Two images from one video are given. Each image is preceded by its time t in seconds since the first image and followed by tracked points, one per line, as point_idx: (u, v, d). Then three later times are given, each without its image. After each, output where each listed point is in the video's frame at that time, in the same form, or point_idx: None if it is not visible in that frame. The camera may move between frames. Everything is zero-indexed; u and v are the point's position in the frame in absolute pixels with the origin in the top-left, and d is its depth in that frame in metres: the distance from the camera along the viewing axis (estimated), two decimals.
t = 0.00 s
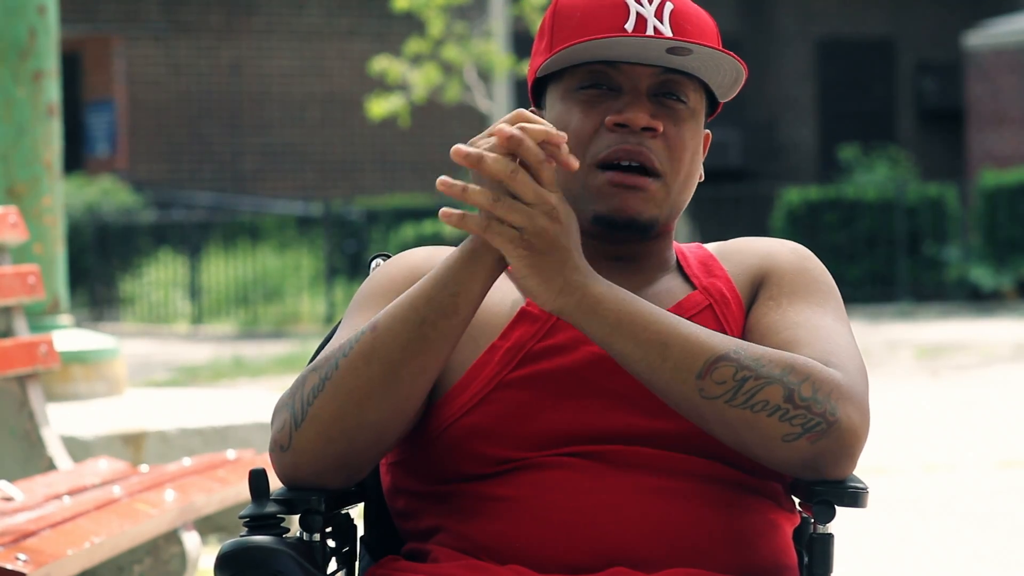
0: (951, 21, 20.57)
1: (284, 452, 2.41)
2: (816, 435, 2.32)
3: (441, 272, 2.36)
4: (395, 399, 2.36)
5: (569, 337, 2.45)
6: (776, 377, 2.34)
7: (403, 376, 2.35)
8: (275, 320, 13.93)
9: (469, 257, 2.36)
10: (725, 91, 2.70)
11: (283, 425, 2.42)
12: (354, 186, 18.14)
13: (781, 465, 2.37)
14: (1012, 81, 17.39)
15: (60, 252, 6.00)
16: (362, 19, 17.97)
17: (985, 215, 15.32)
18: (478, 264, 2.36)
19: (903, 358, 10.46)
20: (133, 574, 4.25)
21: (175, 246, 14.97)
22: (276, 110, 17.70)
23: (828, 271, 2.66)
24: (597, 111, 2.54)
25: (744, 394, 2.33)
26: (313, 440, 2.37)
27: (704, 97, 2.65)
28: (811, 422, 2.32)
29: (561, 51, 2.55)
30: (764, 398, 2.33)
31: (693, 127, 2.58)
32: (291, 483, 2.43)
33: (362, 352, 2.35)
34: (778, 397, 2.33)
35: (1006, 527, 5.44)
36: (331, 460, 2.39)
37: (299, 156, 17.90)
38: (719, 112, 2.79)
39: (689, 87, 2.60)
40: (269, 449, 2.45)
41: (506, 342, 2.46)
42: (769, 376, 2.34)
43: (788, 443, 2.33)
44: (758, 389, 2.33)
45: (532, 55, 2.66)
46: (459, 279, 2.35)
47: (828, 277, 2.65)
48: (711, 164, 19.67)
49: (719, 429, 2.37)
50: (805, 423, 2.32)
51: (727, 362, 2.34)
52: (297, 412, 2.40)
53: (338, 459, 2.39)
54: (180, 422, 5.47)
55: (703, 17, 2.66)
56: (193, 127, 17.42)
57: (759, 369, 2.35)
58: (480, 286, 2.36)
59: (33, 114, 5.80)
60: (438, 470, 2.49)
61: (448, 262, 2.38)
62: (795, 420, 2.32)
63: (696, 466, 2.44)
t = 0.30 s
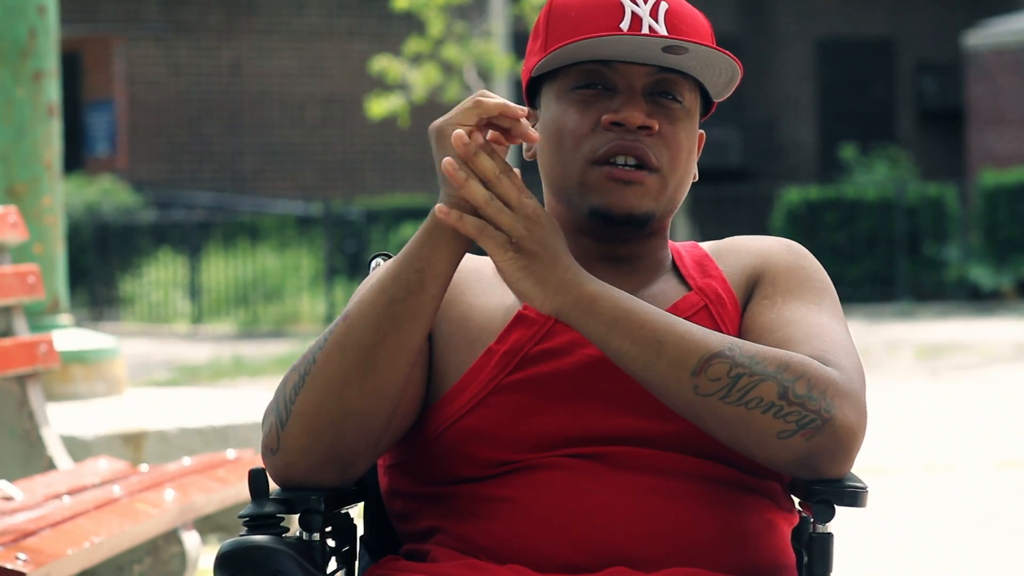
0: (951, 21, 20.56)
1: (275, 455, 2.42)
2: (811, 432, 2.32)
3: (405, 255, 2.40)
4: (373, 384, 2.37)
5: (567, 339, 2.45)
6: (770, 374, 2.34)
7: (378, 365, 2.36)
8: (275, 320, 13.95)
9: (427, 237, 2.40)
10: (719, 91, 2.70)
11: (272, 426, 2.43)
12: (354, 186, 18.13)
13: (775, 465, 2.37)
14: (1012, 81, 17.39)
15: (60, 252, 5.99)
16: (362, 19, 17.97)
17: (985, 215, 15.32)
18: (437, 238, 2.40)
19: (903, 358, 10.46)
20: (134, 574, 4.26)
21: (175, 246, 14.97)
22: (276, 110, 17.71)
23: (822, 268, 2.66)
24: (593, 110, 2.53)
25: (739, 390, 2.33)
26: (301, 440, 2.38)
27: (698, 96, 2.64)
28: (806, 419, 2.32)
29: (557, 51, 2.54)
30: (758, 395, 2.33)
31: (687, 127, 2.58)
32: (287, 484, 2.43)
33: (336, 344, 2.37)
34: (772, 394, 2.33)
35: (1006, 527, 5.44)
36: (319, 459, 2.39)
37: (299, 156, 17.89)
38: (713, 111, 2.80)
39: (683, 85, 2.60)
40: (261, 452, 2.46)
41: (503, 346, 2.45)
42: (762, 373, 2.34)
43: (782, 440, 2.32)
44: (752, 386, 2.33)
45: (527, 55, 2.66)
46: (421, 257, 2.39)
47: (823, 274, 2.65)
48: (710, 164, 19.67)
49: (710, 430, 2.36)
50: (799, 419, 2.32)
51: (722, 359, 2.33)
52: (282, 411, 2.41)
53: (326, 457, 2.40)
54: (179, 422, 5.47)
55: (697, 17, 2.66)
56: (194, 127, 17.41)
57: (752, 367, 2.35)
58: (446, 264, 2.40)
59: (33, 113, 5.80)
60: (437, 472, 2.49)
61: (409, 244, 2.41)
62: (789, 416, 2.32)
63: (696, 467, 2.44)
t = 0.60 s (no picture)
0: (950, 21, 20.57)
1: (276, 455, 2.42)
2: (813, 433, 2.32)
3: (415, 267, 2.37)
4: (376, 395, 2.36)
5: (563, 342, 2.45)
6: (773, 374, 2.34)
7: (383, 377, 2.35)
8: (275, 320, 13.95)
9: (446, 245, 2.36)
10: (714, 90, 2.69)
11: (274, 426, 2.43)
12: (354, 186, 18.13)
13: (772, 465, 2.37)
14: (1012, 81, 17.40)
15: (60, 252, 6.00)
16: (362, 19, 18.00)
17: (985, 215, 15.32)
18: (454, 250, 2.36)
19: (904, 358, 10.46)
20: (134, 574, 4.26)
21: (175, 246, 14.97)
22: (276, 110, 17.71)
23: (821, 269, 2.66)
24: (585, 111, 2.53)
25: (741, 390, 2.33)
26: (301, 442, 2.37)
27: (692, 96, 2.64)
28: (808, 420, 2.31)
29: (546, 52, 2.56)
30: (761, 395, 2.33)
31: (680, 126, 2.57)
32: (287, 485, 2.43)
33: (344, 349, 2.35)
34: (775, 394, 2.32)
35: (1006, 527, 5.45)
36: (319, 461, 2.39)
37: (299, 156, 17.90)
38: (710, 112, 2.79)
39: (676, 85, 2.59)
40: (263, 451, 2.46)
41: (501, 347, 2.45)
42: (766, 373, 2.34)
43: (786, 441, 2.32)
44: (755, 386, 2.33)
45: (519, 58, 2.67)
46: (433, 272, 2.35)
47: (822, 274, 2.65)
48: (710, 163, 19.66)
49: (711, 429, 2.36)
50: (801, 420, 2.31)
51: (724, 359, 2.33)
52: (286, 412, 2.40)
53: (326, 459, 2.39)
54: (179, 422, 5.47)
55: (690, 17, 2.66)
56: (194, 127, 17.42)
57: (756, 367, 2.34)
58: (457, 280, 2.37)
59: (33, 114, 5.80)
60: (434, 474, 2.49)
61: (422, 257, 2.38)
62: (791, 417, 2.32)
63: (694, 467, 2.44)
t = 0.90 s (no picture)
0: (951, 21, 20.55)
1: (287, 452, 2.41)
2: (836, 431, 2.32)
3: (455, 302, 2.28)
4: (402, 417, 2.33)
5: (562, 343, 2.44)
6: (808, 369, 2.33)
7: (406, 402, 2.31)
8: (275, 320, 13.95)
9: (492, 290, 2.25)
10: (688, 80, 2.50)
11: (288, 424, 2.42)
12: (354, 186, 18.14)
13: (787, 460, 2.39)
14: (1013, 81, 17.38)
15: (60, 252, 6.00)
16: (362, 19, 18.02)
17: (985, 215, 15.30)
18: (499, 299, 2.25)
19: (904, 358, 10.46)
20: (134, 574, 4.26)
21: (175, 246, 14.97)
22: (276, 110, 17.70)
23: (820, 268, 2.65)
24: (547, 114, 2.39)
25: (777, 381, 2.31)
26: (313, 444, 2.37)
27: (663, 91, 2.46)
28: (834, 419, 2.32)
29: (502, 56, 2.45)
30: (796, 389, 2.31)
31: (649, 120, 2.40)
32: (293, 483, 2.42)
33: (373, 367, 2.31)
34: (808, 390, 2.31)
35: (1006, 527, 5.45)
36: (332, 464, 2.38)
37: (299, 156, 17.89)
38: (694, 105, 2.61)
39: (643, 79, 2.43)
40: (271, 449, 2.45)
41: (500, 346, 2.44)
42: (802, 367, 2.32)
43: (808, 436, 2.32)
44: (791, 379, 2.31)
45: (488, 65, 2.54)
46: (476, 315, 2.25)
47: (821, 274, 2.64)
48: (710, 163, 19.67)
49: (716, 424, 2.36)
50: (828, 418, 2.31)
51: (767, 348, 2.30)
52: (302, 414, 2.39)
53: (340, 464, 2.38)
54: (179, 422, 5.47)
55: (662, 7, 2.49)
56: (194, 127, 17.41)
57: (793, 360, 2.32)
58: (499, 323, 2.27)
59: (33, 114, 5.79)
60: (434, 474, 2.49)
61: (467, 293, 2.28)
62: (820, 414, 2.31)
63: (692, 466, 2.44)
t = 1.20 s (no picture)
0: (951, 21, 20.56)
1: (290, 452, 2.41)
2: (843, 432, 2.33)
3: (472, 328, 2.29)
4: (413, 429, 2.34)
5: (562, 344, 2.44)
6: (822, 369, 2.33)
7: (418, 415, 2.33)
8: (275, 320, 13.99)
9: (513, 319, 2.27)
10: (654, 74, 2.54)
11: (293, 425, 2.41)
12: (354, 186, 18.15)
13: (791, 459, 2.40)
14: (1012, 81, 17.40)
15: (60, 252, 6.00)
16: (362, 19, 18.09)
17: (985, 216, 15.31)
18: (521, 324, 2.26)
19: (904, 358, 10.46)
20: (134, 574, 4.25)
21: (175, 246, 14.96)
22: (276, 111, 17.72)
23: (818, 269, 2.65)
24: (510, 124, 2.51)
25: (790, 380, 2.31)
26: (319, 445, 2.37)
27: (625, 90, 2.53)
28: (842, 420, 2.32)
29: (464, 69, 2.56)
30: (807, 388, 2.32)
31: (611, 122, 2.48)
32: (294, 483, 2.42)
33: (389, 377, 2.32)
34: (820, 390, 2.32)
35: (1006, 527, 5.45)
36: (339, 466, 2.39)
37: (299, 156, 17.89)
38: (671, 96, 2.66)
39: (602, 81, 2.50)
40: (274, 448, 2.45)
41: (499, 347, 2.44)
42: (816, 368, 2.33)
43: (815, 436, 2.33)
44: (804, 378, 2.32)
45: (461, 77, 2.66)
46: (495, 340, 2.27)
47: (819, 274, 2.64)
48: (710, 164, 19.67)
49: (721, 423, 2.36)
50: (837, 419, 2.32)
51: (780, 347, 2.30)
52: (309, 416, 2.39)
53: (344, 466, 2.39)
54: (179, 422, 5.47)
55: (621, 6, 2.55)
56: (194, 127, 17.40)
57: (808, 360, 2.32)
58: (516, 350, 2.29)
59: (33, 114, 5.79)
60: (432, 476, 2.49)
61: (490, 316, 2.29)
62: (828, 414, 2.32)
63: (690, 465, 2.44)
